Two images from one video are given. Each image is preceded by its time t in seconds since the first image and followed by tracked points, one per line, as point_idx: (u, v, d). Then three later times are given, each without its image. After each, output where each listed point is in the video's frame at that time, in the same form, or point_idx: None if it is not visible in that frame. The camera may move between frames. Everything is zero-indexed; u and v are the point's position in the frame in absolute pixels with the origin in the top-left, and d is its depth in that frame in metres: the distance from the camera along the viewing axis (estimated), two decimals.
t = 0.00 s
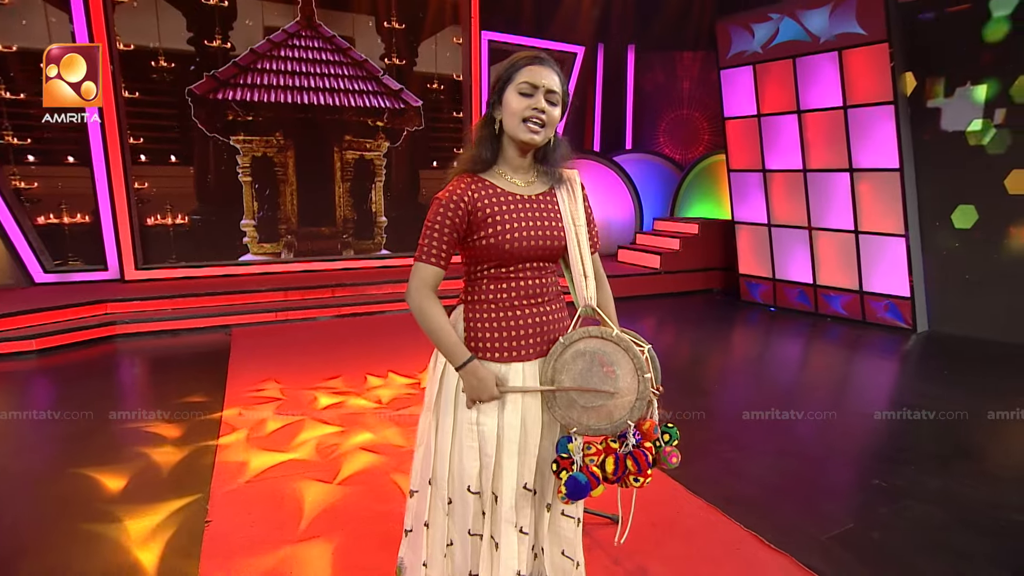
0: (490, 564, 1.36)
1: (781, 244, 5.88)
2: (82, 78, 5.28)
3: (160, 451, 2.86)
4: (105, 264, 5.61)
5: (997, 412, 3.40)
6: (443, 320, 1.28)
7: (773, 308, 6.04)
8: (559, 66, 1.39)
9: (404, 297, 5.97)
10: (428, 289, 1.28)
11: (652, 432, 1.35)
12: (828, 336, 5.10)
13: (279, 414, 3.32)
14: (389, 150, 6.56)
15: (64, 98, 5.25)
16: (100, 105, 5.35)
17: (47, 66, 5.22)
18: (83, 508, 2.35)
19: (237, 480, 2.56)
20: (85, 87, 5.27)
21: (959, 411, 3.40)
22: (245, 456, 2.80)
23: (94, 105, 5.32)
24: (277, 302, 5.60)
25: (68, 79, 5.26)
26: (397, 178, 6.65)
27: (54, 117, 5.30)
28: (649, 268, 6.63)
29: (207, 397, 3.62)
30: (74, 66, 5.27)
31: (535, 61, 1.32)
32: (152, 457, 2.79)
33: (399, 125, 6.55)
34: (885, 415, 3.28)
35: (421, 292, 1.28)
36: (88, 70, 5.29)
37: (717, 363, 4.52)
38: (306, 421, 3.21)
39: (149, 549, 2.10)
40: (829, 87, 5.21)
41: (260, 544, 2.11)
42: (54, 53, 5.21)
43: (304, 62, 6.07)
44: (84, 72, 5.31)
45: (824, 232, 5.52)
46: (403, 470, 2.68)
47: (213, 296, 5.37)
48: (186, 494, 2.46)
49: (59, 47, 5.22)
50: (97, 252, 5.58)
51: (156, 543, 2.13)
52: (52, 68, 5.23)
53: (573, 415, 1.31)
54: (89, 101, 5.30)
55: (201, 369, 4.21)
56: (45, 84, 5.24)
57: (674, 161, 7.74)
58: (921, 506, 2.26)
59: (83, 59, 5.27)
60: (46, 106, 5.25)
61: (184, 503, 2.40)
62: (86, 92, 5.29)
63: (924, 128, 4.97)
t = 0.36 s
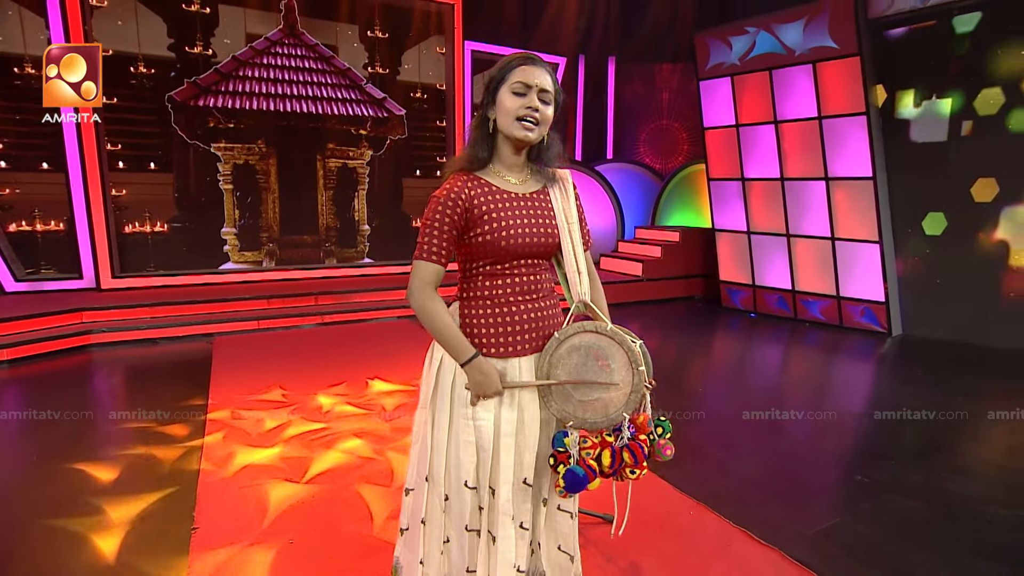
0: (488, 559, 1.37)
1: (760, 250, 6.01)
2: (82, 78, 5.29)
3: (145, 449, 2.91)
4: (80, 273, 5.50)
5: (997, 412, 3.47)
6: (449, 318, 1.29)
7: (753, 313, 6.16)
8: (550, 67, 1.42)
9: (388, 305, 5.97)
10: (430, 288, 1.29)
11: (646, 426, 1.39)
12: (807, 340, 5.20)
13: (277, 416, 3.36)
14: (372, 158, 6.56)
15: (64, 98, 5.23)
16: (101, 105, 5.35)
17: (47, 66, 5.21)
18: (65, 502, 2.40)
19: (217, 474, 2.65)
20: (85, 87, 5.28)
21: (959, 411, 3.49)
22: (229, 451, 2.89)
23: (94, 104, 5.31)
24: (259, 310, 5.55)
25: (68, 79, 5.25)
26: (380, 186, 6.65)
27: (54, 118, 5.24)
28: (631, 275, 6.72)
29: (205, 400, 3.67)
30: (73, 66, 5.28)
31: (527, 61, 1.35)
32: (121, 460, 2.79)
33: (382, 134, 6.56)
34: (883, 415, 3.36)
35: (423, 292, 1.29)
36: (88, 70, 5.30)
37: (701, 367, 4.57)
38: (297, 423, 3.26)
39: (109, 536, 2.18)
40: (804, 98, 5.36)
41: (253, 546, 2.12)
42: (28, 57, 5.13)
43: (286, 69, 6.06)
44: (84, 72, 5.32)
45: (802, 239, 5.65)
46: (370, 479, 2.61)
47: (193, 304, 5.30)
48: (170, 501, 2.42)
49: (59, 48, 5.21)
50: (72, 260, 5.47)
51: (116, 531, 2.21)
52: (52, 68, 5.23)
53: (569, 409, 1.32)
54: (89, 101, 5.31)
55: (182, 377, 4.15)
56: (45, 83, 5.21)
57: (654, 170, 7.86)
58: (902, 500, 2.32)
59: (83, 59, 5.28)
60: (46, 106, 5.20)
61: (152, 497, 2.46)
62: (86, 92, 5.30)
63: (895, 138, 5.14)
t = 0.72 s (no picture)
0: (491, 549, 1.38)
1: (743, 254, 6.12)
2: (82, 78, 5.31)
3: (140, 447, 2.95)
4: (62, 277, 5.42)
5: (999, 414, 3.49)
6: (434, 308, 1.31)
7: (738, 316, 6.27)
8: (549, 66, 1.46)
9: (376, 309, 5.98)
10: (419, 275, 1.31)
11: (643, 415, 1.43)
12: (790, 342, 5.30)
13: (270, 415, 3.39)
14: (359, 163, 6.57)
15: (65, 99, 5.23)
16: (101, 105, 5.38)
17: (47, 65, 5.21)
18: (53, 492, 2.48)
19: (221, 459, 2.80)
20: (85, 87, 5.30)
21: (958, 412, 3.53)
22: (223, 442, 3.01)
23: (94, 104, 5.34)
24: (246, 315, 5.51)
25: (68, 79, 5.26)
26: (367, 191, 6.65)
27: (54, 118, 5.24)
28: (618, 279, 6.80)
29: (221, 397, 3.75)
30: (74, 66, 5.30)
31: (528, 61, 1.39)
32: (100, 456, 2.84)
33: (370, 138, 6.57)
34: (883, 416, 3.41)
35: (412, 279, 1.30)
36: (88, 70, 5.32)
37: (687, 369, 4.64)
38: (289, 426, 3.26)
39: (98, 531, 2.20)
40: (786, 106, 5.49)
41: (250, 543, 2.13)
42: (7, 57, 5.04)
43: (273, 73, 6.05)
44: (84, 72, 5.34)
45: (784, 242, 5.76)
46: (335, 482, 2.59)
47: (178, 309, 5.25)
48: (162, 502, 2.40)
49: (59, 48, 5.21)
50: (53, 264, 5.38)
51: (96, 515, 2.30)
52: (52, 68, 5.23)
53: (570, 398, 1.36)
54: (89, 101, 5.32)
55: (169, 382, 4.11)
56: (45, 83, 5.20)
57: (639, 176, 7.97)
58: (886, 491, 2.40)
59: (83, 59, 5.30)
60: (46, 106, 5.19)
61: (145, 482, 2.58)
62: (87, 91, 5.32)
63: (873, 145, 5.29)
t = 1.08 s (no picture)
0: (493, 537, 1.43)
1: (728, 257, 6.23)
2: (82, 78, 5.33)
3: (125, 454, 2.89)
4: (45, 281, 5.37)
5: (998, 413, 3.56)
6: (450, 304, 1.36)
7: (723, 318, 6.38)
8: (548, 70, 1.51)
9: (365, 312, 6.00)
10: (435, 275, 1.36)
11: (640, 405, 1.46)
12: (775, 343, 5.41)
13: (257, 420, 3.36)
14: (348, 167, 6.58)
15: (65, 99, 5.25)
16: (100, 105, 5.40)
17: (47, 65, 5.20)
18: (46, 490, 2.51)
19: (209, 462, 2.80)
20: (86, 87, 5.32)
21: (960, 411, 3.58)
22: (224, 435, 3.13)
23: (95, 105, 5.38)
24: (234, 318, 5.49)
25: (68, 79, 5.27)
26: (356, 195, 6.66)
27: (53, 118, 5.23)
28: (605, 282, 6.88)
29: (233, 397, 3.81)
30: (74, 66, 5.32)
31: (529, 64, 1.44)
32: (93, 456, 2.87)
33: (358, 143, 6.59)
34: (884, 416, 3.45)
35: (429, 279, 1.36)
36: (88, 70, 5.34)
37: (675, 370, 4.72)
38: (282, 427, 3.27)
39: (94, 530, 2.22)
40: (768, 112, 5.61)
41: (250, 542, 2.15)
42: None
43: (262, 77, 6.05)
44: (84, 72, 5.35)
45: (768, 246, 5.88)
46: (308, 480, 2.64)
47: (165, 313, 5.22)
48: (159, 503, 2.41)
49: (59, 48, 5.22)
50: (36, 268, 5.32)
51: (87, 504, 2.39)
52: (52, 68, 5.23)
53: (571, 389, 1.41)
54: (89, 101, 5.35)
55: (158, 385, 4.08)
56: (45, 83, 5.20)
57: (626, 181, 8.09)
58: (870, 483, 2.47)
59: (83, 59, 5.31)
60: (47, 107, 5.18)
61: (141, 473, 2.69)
62: (87, 92, 5.34)
63: (853, 151, 5.42)
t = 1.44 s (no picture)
0: (496, 526, 1.48)
1: (714, 260, 6.35)
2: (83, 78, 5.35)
3: (121, 458, 2.86)
4: (31, 285, 5.32)
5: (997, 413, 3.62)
6: (455, 300, 1.42)
7: (709, 321, 6.50)
8: (546, 76, 1.56)
9: (354, 316, 6.02)
10: (440, 272, 1.41)
11: (634, 397, 1.55)
12: (760, 345, 5.52)
13: (251, 422, 3.37)
14: (337, 171, 6.60)
15: (66, 99, 5.26)
16: (101, 105, 5.43)
17: (47, 65, 5.20)
18: (42, 491, 2.51)
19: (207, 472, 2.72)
20: (86, 87, 5.34)
21: (959, 412, 3.64)
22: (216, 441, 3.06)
23: (95, 105, 5.40)
24: (224, 322, 5.47)
25: (68, 79, 5.28)
26: (345, 199, 6.68)
27: (54, 118, 5.24)
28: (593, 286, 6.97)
29: (225, 399, 3.83)
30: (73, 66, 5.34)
31: (526, 72, 1.50)
32: (89, 457, 2.88)
33: (348, 147, 6.62)
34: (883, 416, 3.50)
35: (435, 275, 1.41)
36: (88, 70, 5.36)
37: (662, 371, 4.81)
38: (277, 428, 3.29)
39: (93, 529, 2.23)
40: (752, 119, 5.75)
41: (250, 539, 2.19)
42: None
43: (252, 81, 6.06)
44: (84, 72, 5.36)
45: (753, 249, 6.00)
46: (288, 478, 2.67)
47: (154, 317, 5.20)
48: (158, 502, 2.44)
49: (59, 48, 5.23)
50: (21, 272, 5.27)
51: (84, 504, 2.41)
52: (52, 68, 5.22)
53: (570, 380, 1.46)
54: (89, 101, 5.37)
55: (148, 389, 4.07)
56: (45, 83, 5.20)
57: (612, 186, 8.20)
58: (852, 476, 2.56)
59: (83, 59, 5.31)
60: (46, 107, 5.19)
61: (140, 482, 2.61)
62: (87, 92, 5.36)
63: (834, 157, 5.56)
